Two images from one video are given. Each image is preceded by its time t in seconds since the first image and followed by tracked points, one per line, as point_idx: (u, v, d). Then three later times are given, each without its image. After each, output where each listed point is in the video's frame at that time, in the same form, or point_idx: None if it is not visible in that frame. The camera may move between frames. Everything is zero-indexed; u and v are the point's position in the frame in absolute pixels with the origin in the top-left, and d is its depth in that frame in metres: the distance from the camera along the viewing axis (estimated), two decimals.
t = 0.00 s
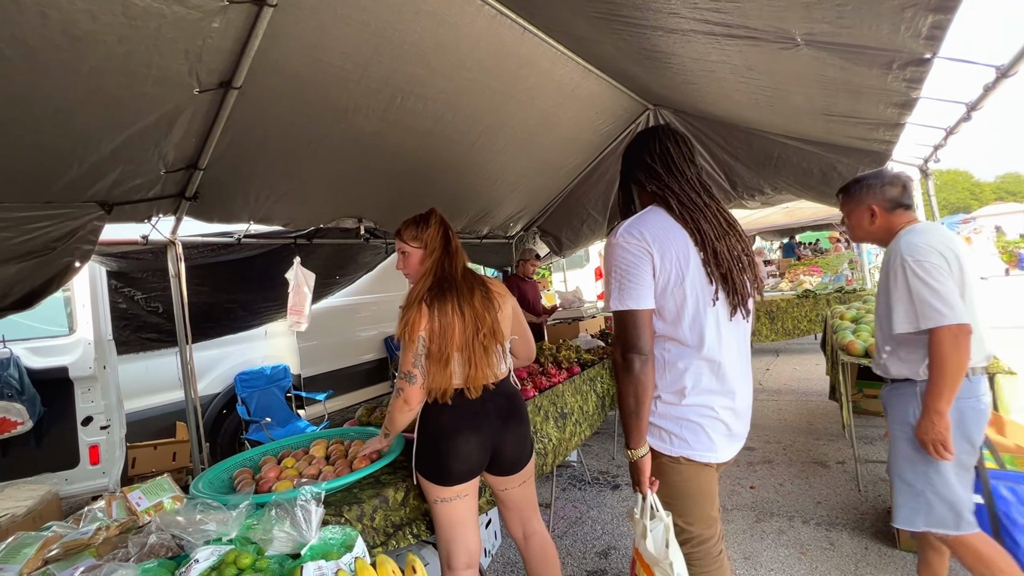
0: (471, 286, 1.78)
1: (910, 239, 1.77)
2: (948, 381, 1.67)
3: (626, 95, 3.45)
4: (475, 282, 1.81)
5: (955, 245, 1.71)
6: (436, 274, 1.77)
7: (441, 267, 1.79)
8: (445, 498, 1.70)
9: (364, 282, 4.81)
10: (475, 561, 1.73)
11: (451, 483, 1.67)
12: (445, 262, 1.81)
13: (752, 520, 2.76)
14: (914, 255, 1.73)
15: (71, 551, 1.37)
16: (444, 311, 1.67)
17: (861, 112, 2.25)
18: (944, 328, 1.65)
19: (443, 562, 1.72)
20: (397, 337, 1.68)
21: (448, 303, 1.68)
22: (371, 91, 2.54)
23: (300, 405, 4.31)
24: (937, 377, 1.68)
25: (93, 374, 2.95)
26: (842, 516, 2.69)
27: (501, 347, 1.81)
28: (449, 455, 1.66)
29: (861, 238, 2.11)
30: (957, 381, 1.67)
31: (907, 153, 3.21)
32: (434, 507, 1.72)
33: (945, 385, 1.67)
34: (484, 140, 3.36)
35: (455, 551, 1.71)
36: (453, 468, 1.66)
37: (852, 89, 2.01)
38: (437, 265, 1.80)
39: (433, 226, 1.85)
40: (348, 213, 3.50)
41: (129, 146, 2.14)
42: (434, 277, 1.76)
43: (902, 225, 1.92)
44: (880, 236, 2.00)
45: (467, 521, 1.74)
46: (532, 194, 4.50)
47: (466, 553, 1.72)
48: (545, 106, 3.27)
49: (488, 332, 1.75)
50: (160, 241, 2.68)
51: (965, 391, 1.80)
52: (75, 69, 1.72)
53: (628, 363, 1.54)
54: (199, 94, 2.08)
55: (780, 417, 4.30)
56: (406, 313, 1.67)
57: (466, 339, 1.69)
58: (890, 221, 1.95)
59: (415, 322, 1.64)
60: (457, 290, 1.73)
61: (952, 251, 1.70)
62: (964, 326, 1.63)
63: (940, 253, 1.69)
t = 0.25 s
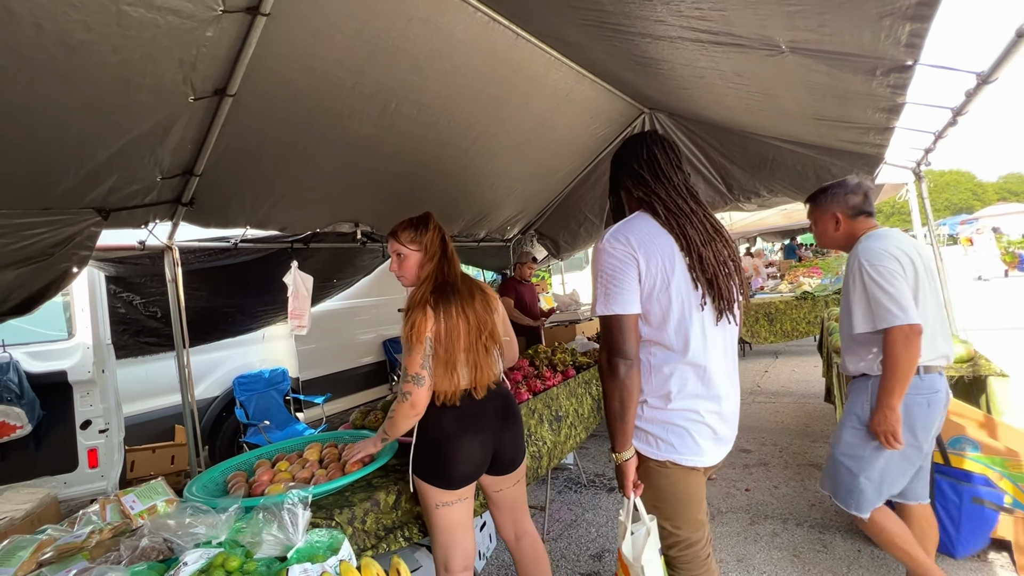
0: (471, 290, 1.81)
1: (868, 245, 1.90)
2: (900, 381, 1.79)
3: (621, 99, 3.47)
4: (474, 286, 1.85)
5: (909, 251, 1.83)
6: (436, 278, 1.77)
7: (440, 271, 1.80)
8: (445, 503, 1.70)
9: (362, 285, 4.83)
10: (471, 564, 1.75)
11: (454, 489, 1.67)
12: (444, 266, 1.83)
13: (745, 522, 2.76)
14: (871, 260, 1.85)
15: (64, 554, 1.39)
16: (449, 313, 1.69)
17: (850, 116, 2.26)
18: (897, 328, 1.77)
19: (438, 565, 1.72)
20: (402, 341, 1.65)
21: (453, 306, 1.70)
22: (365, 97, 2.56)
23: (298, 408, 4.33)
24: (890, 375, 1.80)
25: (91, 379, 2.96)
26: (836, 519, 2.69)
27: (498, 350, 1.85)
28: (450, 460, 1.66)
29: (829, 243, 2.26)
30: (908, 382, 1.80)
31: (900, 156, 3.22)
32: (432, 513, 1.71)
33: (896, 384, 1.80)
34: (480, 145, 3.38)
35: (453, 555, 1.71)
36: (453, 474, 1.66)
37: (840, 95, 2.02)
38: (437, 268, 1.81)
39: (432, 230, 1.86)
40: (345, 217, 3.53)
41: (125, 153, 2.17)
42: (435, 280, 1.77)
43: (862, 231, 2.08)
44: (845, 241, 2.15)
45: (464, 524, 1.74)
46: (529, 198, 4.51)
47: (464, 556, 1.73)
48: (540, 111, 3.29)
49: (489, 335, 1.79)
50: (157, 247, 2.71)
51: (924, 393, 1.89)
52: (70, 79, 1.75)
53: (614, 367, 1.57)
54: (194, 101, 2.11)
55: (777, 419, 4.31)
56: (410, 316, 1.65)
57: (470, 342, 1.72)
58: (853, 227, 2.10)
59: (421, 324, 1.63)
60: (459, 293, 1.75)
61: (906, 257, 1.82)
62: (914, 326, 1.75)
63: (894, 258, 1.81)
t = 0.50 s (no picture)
0: (471, 295, 1.84)
1: (824, 257, 1.96)
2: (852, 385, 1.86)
3: (615, 104, 3.49)
4: (471, 291, 1.87)
5: (861, 264, 1.89)
6: (439, 285, 1.77)
7: (442, 277, 1.80)
8: (442, 507, 1.70)
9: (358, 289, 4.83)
10: (463, 567, 1.76)
11: (450, 492, 1.68)
12: (445, 271, 1.82)
13: (739, 527, 2.77)
14: (825, 272, 1.91)
15: (56, 559, 1.41)
16: (457, 318, 1.71)
17: (839, 123, 2.28)
18: (849, 338, 1.83)
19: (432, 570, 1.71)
20: (415, 347, 1.64)
21: (460, 312, 1.73)
22: (359, 105, 2.59)
23: (296, 412, 4.35)
24: (843, 381, 1.87)
25: (89, 384, 3.00)
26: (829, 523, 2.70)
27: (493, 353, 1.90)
28: (444, 464, 1.68)
29: (795, 256, 2.29)
30: (861, 388, 1.86)
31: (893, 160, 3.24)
32: (429, 518, 1.70)
33: (849, 389, 1.87)
34: (475, 150, 3.40)
35: (446, 559, 1.72)
36: (447, 478, 1.68)
37: (827, 102, 2.04)
38: (439, 275, 1.80)
39: (430, 236, 1.83)
40: (341, 222, 3.55)
41: (120, 161, 2.20)
42: (440, 286, 1.76)
43: (824, 241, 2.11)
44: (807, 252, 2.18)
45: (457, 528, 1.74)
46: (525, 202, 4.53)
47: (457, 560, 1.74)
48: (535, 117, 3.31)
49: (489, 339, 1.84)
50: (153, 253, 2.73)
51: (880, 398, 1.94)
52: (65, 89, 1.78)
53: (597, 375, 1.60)
54: (189, 110, 2.13)
55: (773, 423, 4.32)
56: (423, 323, 1.64)
57: (475, 346, 1.76)
58: (815, 238, 2.14)
59: (436, 330, 1.62)
60: (463, 299, 1.77)
61: (859, 270, 1.89)
62: (864, 337, 1.82)
63: (846, 271, 1.88)
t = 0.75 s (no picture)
0: (470, 297, 1.86)
1: (792, 269, 1.99)
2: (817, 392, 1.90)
3: (613, 107, 3.49)
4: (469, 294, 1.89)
5: (827, 275, 1.93)
6: (441, 288, 1.77)
7: (444, 281, 1.80)
8: (438, 509, 1.70)
9: (357, 290, 4.80)
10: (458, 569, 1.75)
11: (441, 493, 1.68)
12: (446, 274, 1.83)
13: (736, 529, 2.77)
14: (794, 284, 1.94)
15: (50, 562, 1.42)
16: (462, 320, 1.73)
17: (835, 125, 2.28)
18: (814, 350, 1.88)
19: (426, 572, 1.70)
20: (424, 350, 1.64)
21: (463, 316, 1.74)
22: (356, 108, 2.60)
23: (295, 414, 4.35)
24: (810, 388, 1.91)
25: (87, 386, 3.00)
26: (827, 526, 2.68)
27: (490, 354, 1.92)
28: (439, 467, 1.68)
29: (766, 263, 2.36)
30: (828, 395, 1.90)
31: (891, 162, 3.24)
32: (424, 521, 1.70)
33: (815, 396, 1.90)
34: (473, 152, 3.41)
35: (442, 560, 1.71)
36: (440, 480, 1.68)
37: (823, 105, 2.05)
38: (440, 278, 1.81)
39: (429, 239, 1.83)
40: (340, 224, 3.56)
41: (118, 165, 2.21)
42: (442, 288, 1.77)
43: (791, 249, 2.18)
44: (776, 259, 2.25)
45: (452, 531, 1.74)
46: (524, 204, 4.54)
47: (453, 561, 1.73)
48: (533, 119, 3.32)
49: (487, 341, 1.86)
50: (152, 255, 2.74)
51: (841, 400, 2.03)
52: (63, 93, 1.79)
53: (592, 378, 1.59)
54: (186, 114, 2.14)
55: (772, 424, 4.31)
56: (432, 325, 1.64)
57: (477, 349, 1.77)
58: (782, 246, 2.20)
59: (445, 333, 1.63)
60: (465, 303, 1.78)
61: (825, 281, 1.92)
62: (831, 349, 1.86)
63: (814, 283, 1.91)
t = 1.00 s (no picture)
0: (461, 299, 1.85)
1: (753, 271, 2.05)
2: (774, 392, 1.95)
3: (612, 107, 3.50)
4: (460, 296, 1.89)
5: (785, 277, 1.99)
6: (432, 290, 1.76)
7: (435, 283, 1.79)
8: (426, 508, 1.70)
9: (357, 289, 4.69)
10: (449, 570, 1.74)
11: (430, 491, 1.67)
12: (438, 276, 1.82)
13: (733, 530, 2.76)
14: (753, 287, 2.00)
15: (42, 560, 1.42)
16: (452, 322, 1.73)
17: (832, 125, 2.28)
18: (771, 351, 1.94)
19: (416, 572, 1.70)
20: (414, 352, 1.64)
21: (454, 318, 1.73)
22: (354, 108, 2.60)
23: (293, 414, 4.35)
24: (767, 388, 1.96)
25: (85, 385, 3.01)
26: (824, 527, 2.67)
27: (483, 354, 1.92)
28: (424, 465, 1.67)
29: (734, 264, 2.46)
30: (786, 395, 1.96)
31: (890, 163, 3.24)
32: (411, 520, 1.70)
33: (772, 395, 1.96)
34: (471, 153, 3.41)
35: (432, 560, 1.70)
36: (426, 479, 1.67)
37: (819, 105, 2.04)
38: (432, 279, 1.80)
39: (420, 240, 1.82)
40: (338, 224, 3.56)
41: (115, 164, 2.21)
42: (433, 290, 1.76)
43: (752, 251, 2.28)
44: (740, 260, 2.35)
45: (441, 531, 1.74)
46: (522, 204, 4.54)
47: (443, 561, 1.73)
48: (531, 119, 3.32)
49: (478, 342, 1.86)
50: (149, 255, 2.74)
51: (805, 396, 2.07)
52: (58, 92, 1.79)
53: (587, 377, 1.59)
54: (182, 113, 2.15)
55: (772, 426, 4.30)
56: (423, 328, 1.64)
57: (468, 351, 1.77)
58: (744, 248, 2.31)
59: (435, 336, 1.63)
60: (456, 305, 1.78)
61: (783, 283, 1.99)
62: (788, 349, 1.92)
63: (772, 286, 1.98)
